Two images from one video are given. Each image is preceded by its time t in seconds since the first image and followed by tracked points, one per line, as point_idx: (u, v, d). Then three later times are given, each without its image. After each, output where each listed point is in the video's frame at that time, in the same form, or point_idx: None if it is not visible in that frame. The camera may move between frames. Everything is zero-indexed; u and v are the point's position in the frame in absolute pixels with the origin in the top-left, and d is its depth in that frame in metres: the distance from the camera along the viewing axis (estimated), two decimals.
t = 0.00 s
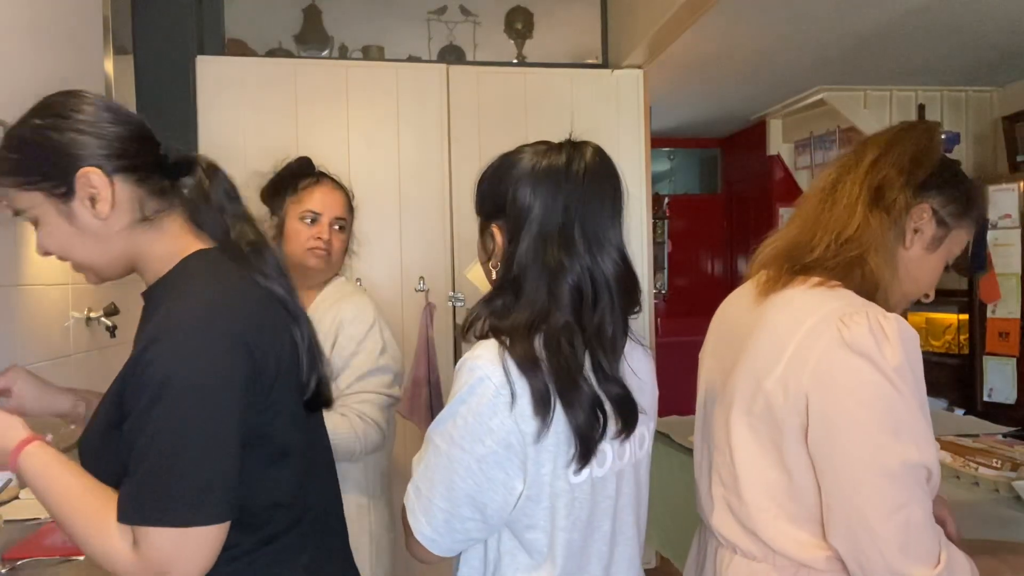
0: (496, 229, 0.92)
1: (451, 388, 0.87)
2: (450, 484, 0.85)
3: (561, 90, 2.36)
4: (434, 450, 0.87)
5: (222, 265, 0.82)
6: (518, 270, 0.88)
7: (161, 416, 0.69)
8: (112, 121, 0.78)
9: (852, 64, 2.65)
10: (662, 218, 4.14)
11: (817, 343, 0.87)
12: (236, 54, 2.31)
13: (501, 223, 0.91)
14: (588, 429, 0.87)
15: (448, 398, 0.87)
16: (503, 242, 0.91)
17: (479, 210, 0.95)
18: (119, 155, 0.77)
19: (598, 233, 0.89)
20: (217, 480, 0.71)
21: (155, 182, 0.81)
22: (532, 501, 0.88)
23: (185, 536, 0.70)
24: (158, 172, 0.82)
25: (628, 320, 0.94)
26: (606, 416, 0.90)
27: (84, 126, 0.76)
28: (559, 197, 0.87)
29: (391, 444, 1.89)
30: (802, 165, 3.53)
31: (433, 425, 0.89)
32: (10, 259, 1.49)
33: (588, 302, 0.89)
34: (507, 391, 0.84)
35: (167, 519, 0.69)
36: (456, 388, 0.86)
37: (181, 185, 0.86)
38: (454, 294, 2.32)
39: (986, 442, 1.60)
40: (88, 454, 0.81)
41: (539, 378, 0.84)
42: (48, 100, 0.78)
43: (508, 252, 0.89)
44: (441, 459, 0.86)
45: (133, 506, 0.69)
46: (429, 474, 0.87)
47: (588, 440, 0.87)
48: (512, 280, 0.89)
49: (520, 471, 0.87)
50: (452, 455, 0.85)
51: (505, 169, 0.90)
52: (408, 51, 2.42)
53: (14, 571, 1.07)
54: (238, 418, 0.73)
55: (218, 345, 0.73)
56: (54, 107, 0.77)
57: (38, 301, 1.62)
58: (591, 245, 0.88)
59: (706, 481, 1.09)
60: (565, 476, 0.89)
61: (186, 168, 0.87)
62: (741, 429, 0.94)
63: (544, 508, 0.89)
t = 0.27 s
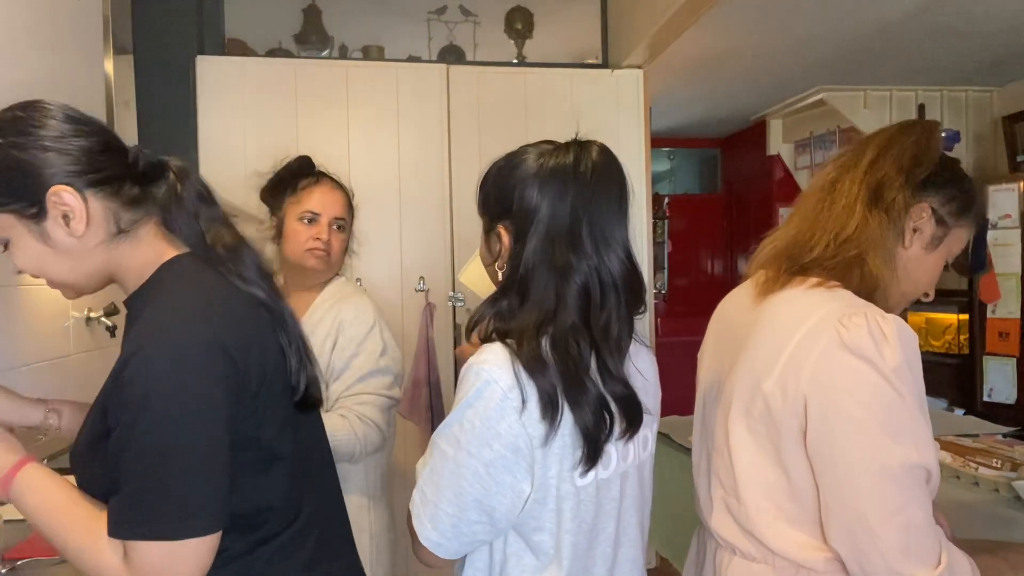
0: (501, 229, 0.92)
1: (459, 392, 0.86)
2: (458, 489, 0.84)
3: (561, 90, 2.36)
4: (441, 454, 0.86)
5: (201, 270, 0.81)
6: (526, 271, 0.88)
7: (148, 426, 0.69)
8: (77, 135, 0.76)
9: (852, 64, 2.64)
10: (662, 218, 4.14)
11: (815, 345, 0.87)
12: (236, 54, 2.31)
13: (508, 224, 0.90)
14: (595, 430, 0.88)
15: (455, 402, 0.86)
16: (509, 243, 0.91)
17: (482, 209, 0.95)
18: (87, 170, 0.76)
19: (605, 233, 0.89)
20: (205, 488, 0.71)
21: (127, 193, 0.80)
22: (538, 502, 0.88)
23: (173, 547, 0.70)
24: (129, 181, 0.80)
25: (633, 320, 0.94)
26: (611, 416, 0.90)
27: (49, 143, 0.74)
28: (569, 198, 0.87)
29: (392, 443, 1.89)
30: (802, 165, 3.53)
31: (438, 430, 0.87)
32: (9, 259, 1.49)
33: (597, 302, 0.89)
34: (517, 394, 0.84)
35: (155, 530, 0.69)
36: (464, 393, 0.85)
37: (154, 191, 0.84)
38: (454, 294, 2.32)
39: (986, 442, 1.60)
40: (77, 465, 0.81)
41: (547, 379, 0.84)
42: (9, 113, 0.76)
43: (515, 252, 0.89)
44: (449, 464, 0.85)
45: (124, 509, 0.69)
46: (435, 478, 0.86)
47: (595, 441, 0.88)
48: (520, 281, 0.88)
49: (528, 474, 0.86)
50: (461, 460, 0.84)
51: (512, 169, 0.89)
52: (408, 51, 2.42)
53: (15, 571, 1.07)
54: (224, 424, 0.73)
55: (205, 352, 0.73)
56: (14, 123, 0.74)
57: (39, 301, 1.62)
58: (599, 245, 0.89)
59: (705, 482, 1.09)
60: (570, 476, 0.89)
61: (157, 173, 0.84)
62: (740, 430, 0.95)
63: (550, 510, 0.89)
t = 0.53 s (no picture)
0: (509, 231, 0.91)
1: (465, 396, 0.86)
2: (466, 493, 0.84)
3: (561, 90, 2.37)
4: (446, 458, 0.85)
5: (195, 273, 0.81)
6: (536, 273, 0.87)
7: (141, 428, 0.69)
8: (76, 137, 0.76)
9: (852, 64, 2.64)
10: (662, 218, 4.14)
11: (815, 348, 0.86)
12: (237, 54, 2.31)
13: (516, 225, 0.90)
14: (604, 432, 0.88)
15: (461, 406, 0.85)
16: (516, 245, 0.91)
17: (489, 211, 0.95)
18: (87, 171, 0.75)
19: (615, 234, 0.89)
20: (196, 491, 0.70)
21: (127, 193, 0.80)
22: (544, 507, 0.88)
23: (161, 550, 0.69)
24: (128, 181, 0.80)
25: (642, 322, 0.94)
26: (620, 420, 0.90)
27: (47, 145, 0.74)
28: (580, 199, 0.87)
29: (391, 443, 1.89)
30: (802, 165, 3.53)
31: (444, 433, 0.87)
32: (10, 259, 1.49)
33: (608, 304, 0.89)
34: (524, 398, 0.84)
35: (147, 532, 0.69)
36: (471, 397, 0.85)
37: (153, 190, 0.83)
38: (454, 294, 2.32)
39: (986, 442, 1.60)
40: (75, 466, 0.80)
41: (556, 382, 0.84)
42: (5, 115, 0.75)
43: (525, 254, 0.89)
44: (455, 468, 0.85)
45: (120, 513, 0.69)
46: (439, 482, 0.86)
47: (603, 444, 0.88)
48: (531, 283, 0.88)
49: (536, 478, 0.86)
50: (467, 464, 0.84)
51: (521, 170, 0.89)
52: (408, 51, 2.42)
53: (15, 571, 1.07)
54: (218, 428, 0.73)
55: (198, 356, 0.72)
56: (12, 125, 0.74)
57: (39, 301, 1.62)
58: (608, 247, 0.89)
59: (704, 484, 1.09)
60: (577, 480, 0.89)
61: (155, 172, 0.84)
62: (740, 432, 0.95)
63: (556, 514, 0.89)
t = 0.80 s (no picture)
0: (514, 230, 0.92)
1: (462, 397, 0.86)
2: (461, 493, 0.84)
3: (561, 90, 2.37)
4: (444, 458, 0.86)
5: (196, 273, 0.81)
6: (540, 271, 0.88)
7: (142, 431, 0.69)
8: (81, 135, 0.77)
9: (851, 64, 2.64)
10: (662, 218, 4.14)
11: (815, 350, 0.86)
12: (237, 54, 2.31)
13: (521, 223, 0.90)
14: (605, 432, 0.88)
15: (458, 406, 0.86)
16: (520, 243, 0.91)
17: (493, 210, 0.95)
18: (93, 169, 0.76)
19: (619, 232, 0.89)
20: (196, 493, 0.70)
21: (132, 192, 0.80)
22: (538, 508, 0.88)
23: (162, 552, 0.69)
24: (133, 180, 0.80)
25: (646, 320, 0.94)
26: (621, 420, 0.90)
27: (53, 143, 0.75)
28: (584, 196, 0.87)
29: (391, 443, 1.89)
30: (802, 165, 3.53)
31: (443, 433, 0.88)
32: (10, 259, 1.49)
33: (612, 302, 0.89)
34: (522, 399, 0.84)
35: (146, 534, 0.69)
36: (468, 397, 0.85)
37: (158, 189, 0.84)
38: (454, 294, 2.32)
39: (986, 442, 1.61)
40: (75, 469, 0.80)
41: (558, 380, 0.84)
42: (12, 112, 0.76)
43: (529, 252, 0.89)
44: (452, 468, 0.85)
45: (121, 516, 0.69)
46: (438, 482, 0.86)
47: (603, 444, 0.88)
48: (535, 281, 0.88)
49: (529, 479, 0.86)
50: (465, 464, 0.84)
51: (526, 167, 0.89)
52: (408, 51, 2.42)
53: (15, 571, 1.07)
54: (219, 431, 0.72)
55: (198, 359, 0.72)
56: (19, 123, 0.75)
57: (39, 301, 1.62)
58: (612, 244, 0.89)
59: (704, 485, 1.09)
60: (575, 480, 0.89)
61: (161, 171, 0.84)
62: (740, 434, 0.95)
63: (553, 515, 0.89)
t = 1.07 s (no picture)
0: (511, 231, 0.92)
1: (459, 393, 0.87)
2: (457, 488, 0.86)
3: (561, 90, 2.37)
4: (440, 454, 0.87)
5: (199, 274, 0.80)
6: (533, 272, 0.88)
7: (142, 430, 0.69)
8: (84, 133, 0.77)
9: (851, 64, 2.64)
10: (662, 217, 4.14)
11: (817, 348, 0.86)
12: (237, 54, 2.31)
13: (517, 224, 0.91)
14: (599, 431, 0.88)
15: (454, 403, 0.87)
16: (519, 243, 0.91)
17: (494, 211, 0.95)
18: (95, 167, 0.76)
19: (613, 231, 0.89)
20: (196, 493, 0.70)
21: (134, 190, 0.80)
22: (533, 505, 0.89)
23: (161, 552, 0.69)
24: (136, 179, 0.80)
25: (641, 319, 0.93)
26: (615, 420, 0.89)
27: (56, 141, 0.75)
28: (576, 196, 0.87)
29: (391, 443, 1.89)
30: (802, 165, 3.53)
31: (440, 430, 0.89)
32: (10, 259, 1.49)
33: (605, 300, 0.89)
34: (514, 397, 0.84)
35: (146, 533, 0.69)
36: (463, 394, 0.86)
37: (159, 188, 0.84)
38: (454, 294, 2.32)
39: (986, 442, 1.61)
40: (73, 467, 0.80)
41: (551, 379, 0.84)
42: (16, 110, 0.76)
43: (524, 253, 0.89)
44: (447, 465, 0.86)
45: (118, 511, 0.69)
46: (434, 478, 0.87)
47: (597, 443, 0.88)
48: (528, 282, 0.89)
49: (524, 476, 0.87)
50: (459, 461, 0.85)
51: (523, 168, 0.90)
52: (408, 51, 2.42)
53: (15, 571, 1.07)
54: (218, 432, 0.72)
55: (197, 360, 0.72)
56: (22, 121, 0.75)
57: (39, 301, 1.62)
58: (605, 244, 0.88)
59: (706, 484, 1.09)
60: (570, 478, 0.89)
61: (163, 170, 0.85)
62: (743, 433, 0.95)
63: (547, 514, 0.89)
